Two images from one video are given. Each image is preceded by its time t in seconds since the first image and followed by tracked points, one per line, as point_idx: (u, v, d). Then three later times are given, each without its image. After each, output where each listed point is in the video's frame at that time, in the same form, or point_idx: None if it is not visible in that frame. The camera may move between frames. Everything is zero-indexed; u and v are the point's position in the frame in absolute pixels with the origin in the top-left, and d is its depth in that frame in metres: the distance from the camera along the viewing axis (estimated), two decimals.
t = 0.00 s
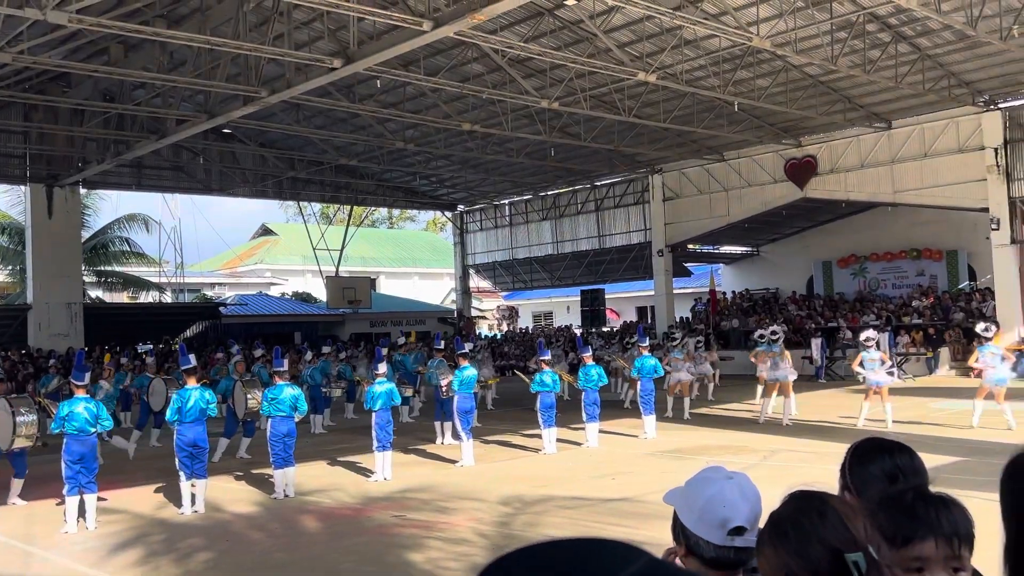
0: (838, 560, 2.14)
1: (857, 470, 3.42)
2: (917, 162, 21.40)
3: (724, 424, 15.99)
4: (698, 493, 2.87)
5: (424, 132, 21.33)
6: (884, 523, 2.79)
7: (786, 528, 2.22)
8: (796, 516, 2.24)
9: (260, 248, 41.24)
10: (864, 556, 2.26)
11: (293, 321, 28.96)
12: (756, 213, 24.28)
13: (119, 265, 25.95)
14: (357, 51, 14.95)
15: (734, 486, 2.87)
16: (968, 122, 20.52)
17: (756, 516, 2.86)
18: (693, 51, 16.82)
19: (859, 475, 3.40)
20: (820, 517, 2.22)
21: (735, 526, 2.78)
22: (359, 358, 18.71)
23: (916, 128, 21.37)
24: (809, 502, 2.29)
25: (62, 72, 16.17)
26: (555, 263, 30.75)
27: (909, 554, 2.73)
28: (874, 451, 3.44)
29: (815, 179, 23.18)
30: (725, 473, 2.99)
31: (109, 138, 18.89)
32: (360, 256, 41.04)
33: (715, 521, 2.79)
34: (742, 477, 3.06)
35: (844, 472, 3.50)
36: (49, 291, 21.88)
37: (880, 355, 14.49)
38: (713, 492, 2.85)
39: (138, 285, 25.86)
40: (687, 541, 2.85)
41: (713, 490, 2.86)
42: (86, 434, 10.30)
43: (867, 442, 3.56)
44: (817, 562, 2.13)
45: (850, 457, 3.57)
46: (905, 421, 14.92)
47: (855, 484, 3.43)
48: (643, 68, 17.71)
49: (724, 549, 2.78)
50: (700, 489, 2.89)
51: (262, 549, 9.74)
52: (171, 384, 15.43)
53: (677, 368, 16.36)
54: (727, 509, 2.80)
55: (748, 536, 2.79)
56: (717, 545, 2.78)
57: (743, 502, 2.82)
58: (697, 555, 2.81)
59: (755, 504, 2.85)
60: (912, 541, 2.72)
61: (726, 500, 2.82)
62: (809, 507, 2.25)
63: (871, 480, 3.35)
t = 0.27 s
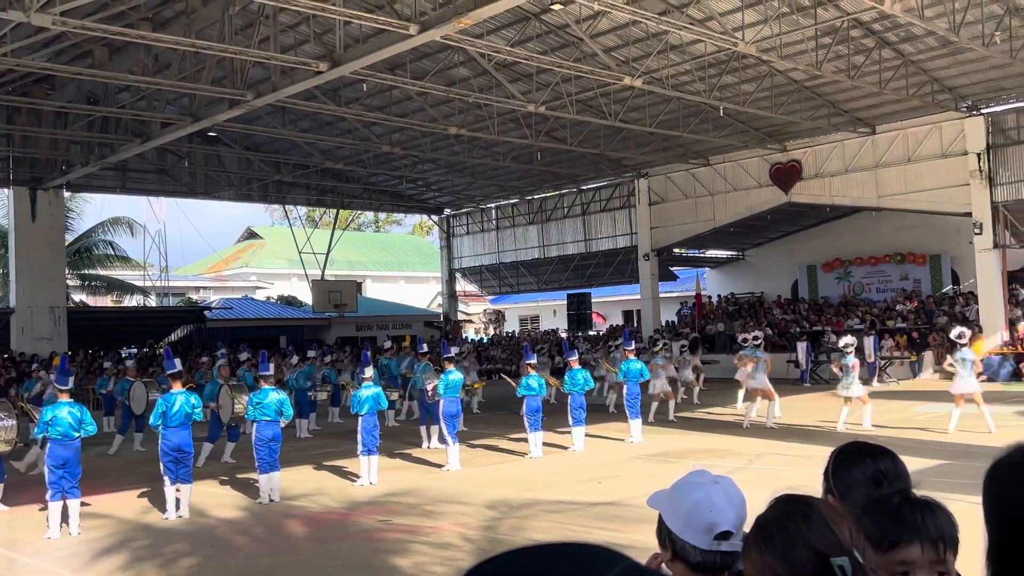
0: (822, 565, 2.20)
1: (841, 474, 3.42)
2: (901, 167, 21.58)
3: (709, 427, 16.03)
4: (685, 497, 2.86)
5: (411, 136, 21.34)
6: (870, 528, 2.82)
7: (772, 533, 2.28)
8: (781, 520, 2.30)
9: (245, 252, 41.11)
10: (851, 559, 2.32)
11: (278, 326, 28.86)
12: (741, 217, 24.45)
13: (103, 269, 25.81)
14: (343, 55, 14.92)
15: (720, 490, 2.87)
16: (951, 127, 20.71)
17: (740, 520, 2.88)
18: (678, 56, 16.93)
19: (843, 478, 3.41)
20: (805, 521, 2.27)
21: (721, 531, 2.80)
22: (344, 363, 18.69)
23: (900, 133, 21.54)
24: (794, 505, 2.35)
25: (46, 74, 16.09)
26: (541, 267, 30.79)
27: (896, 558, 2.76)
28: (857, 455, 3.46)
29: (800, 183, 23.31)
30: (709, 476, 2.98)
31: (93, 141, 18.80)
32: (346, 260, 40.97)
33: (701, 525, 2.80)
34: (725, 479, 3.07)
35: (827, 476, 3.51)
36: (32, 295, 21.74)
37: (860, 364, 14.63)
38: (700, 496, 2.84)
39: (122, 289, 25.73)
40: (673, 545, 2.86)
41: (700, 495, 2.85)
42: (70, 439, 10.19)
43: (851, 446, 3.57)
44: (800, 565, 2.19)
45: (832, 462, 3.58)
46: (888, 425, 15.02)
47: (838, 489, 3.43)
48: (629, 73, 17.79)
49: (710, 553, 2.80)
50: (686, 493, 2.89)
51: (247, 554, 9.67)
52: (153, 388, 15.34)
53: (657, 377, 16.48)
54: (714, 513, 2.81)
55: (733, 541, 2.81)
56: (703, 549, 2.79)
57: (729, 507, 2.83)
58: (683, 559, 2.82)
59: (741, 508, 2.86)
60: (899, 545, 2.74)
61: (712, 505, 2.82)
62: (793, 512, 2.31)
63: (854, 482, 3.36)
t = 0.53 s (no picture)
0: (811, 569, 2.08)
1: (826, 479, 3.44)
2: (886, 172, 21.72)
3: (695, 431, 16.08)
4: (671, 501, 2.89)
5: (398, 140, 21.35)
6: (858, 533, 2.79)
7: (762, 536, 2.14)
8: (771, 524, 2.16)
9: (231, 255, 40.98)
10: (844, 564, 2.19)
11: (265, 329, 28.77)
12: (727, 221, 24.55)
13: (88, 272, 25.68)
14: (330, 58, 14.89)
15: (705, 494, 2.90)
16: (936, 132, 20.86)
17: (727, 523, 2.91)
18: (665, 61, 17.02)
19: (827, 484, 3.43)
20: (795, 524, 2.14)
21: (708, 534, 2.82)
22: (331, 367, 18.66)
23: (885, 138, 21.68)
24: (783, 509, 2.23)
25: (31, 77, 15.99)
26: (528, 270, 30.83)
27: (884, 564, 2.73)
28: (841, 459, 3.48)
29: (786, 188, 23.44)
30: (695, 480, 3.01)
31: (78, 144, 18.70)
32: (333, 263, 40.91)
33: (688, 529, 2.82)
34: (712, 482, 3.09)
35: (812, 481, 3.54)
36: (16, 299, 21.60)
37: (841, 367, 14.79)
38: (686, 501, 2.87)
39: (107, 292, 25.60)
40: (661, 549, 2.88)
41: (686, 499, 2.88)
42: (55, 444, 10.09)
43: (833, 450, 3.60)
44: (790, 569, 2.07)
45: (817, 467, 3.60)
46: (872, 428, 15.09)
47: (824, 493, 3.45)
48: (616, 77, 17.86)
49: (697, 557, 2.82)
50: (672, 498, 2.92)
51: (233, 559, 9.60)
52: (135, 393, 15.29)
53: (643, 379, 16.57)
54: (701, 517, 2.84)
55: (720, 544, 2.83)
56: (690, 553, 2.81)
57: (716, 510, 2.85)
58: (671, 563, 2.85)
59: (727, 512, 2.89)
60: (887, 552, 2.73)
61: (698, 509, 2.85)
62: (784, 515, 2.18)
63: (839, 486, 3.38)
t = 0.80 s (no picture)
0: (800, 571, 2.09)
1: (811, 483, 3.43)
2: (872, 176, 21.84)
3: (682, 435, 16.10)
4: (658, 504, 2.91)
5: (386, 143, 21.35)
6: (846, 536, 2.68)
7: (751, 536, 2.17)
8: (762, 526, 2.18)
9: (218, 259, 40.87)
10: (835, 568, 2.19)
11: (253, 333, 28.67)
12: (715, 225, 24.64)
13: (73, 276, 25.56)
14: (318, 61, 14.87)
15: (692, 498, 2.92)
16: (922, 137, 21.00)
17: (713, 528, 2.92)
18: (653, 65, 17.10)
19: (813, 487, 3.42)
20: (785, 527, 2.16)
21: (693, 538, 2.83)
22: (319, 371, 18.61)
23: (871, 142, 21.80)
24: (774, 513, 2.25)
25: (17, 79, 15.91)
26: (517, 273, 30.87)
27: (871, 569, 2.62)
28: (826, 464, 3.47)
29: (773, 192, 23.56)
30: (682, 484, 3.03)
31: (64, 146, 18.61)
32: (321, 267, 40.84)
33: (673, 532, 2.84)
34: (699, 488, 3.11)
35: (797, 485, 3.52)
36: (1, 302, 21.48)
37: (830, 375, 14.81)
38: (672, 504, 2.89)
39: (92, 296, 25.48)
40: (647, 552, 2.89)
41: (672, 503, 2.90)
42: (39, 448, 9.99)
43: (819, 454, 3.60)
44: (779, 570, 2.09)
45: (802, 473, 3.59)
46: (858, 432, 15.13)
47: (809, 497, 3.43)
48: (604, 81, 17.90)
49: (683, 561, 2.82)
50: (659, 501, 2.93)
51: (218, 564, 9.53)
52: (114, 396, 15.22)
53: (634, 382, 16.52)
54: (686, 520, 2.86)
55: (706, 548, 2.84)
56: (676, 556, 2.82)
57: (701, 514, 2.87)
58: (656, 566, 2.86)
59: (714, 515, 2.90)
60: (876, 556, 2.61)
61: (684, 512, 2.87)
62: (774, 518, 2.20)
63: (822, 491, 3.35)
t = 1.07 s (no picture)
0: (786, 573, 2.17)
1: (795, 486, 3.41)
2: (861, 180, 21.95)
3: (671, 437, 16.13)
4: (643, 507, 2.91)
5: (376, 146, 21.36)
6: (832, 540, 2.60)
7: (738, 541, 2.22)
8: (748, 530, 2.24)
9: (207, 262, 40.79)
10: (812, 568, 2.29)
11: (242, 336, 28.61)
12: (704, 228, 24.74)
13: (61, 279, 25.47)
14: (308, 64, 14.85)
15: (677, 500, 2.92)
16: (910, 141, 21.11)
17: (699, 529, 2.93)
18: (642, 69, 17.16)
19: (798, 490, 3.40)
20: (769, 531, 2.22)
21: (678, 540, 2.84)
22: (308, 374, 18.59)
23: (860, 146, 21.92)
24: (758, 516, 2.31)
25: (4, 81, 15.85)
26: (507, 277, 30.90)
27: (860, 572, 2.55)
28: (810, 466, 3.46)
29: (762, 196, 23.67)
30: (667, 486, 3.03)
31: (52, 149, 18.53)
32: (310, 270, 40.80)
33: (658, 535, 2.84)
34: (684, 489, 3.12)
35: (781, 487, 3.50)
36: None
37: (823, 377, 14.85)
38: (658, 506, 2.89)
39: (81, 299, 25.40)
40: (632, 554, 2.90)
41: (657, 505, 2.90)
42: (26, 452, 9.90)
43: (802, 457, 3.59)
44: (762, 574, 2.15)
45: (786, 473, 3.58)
46: (847, 434, 15.20)
47: (793, 499, 3.42)
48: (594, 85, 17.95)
49: (667, 563, 2.83)
50: (645, 502, 2.93)
51: (206, 568, 9.47)
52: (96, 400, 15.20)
53: (624, 384, 16.54)
54: (670, 522, 2.86)
55: (691, 550, 2.85)
56: (660, 558, 2.83)
57: (687, 516, 2.87)
58: (642, 568, 2.86)
59: (699, 517, 2.90)
60: (864, 558, 2.54)
61: (669, 514, 2.87)
62: (760, 521, 2.25)
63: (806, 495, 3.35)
